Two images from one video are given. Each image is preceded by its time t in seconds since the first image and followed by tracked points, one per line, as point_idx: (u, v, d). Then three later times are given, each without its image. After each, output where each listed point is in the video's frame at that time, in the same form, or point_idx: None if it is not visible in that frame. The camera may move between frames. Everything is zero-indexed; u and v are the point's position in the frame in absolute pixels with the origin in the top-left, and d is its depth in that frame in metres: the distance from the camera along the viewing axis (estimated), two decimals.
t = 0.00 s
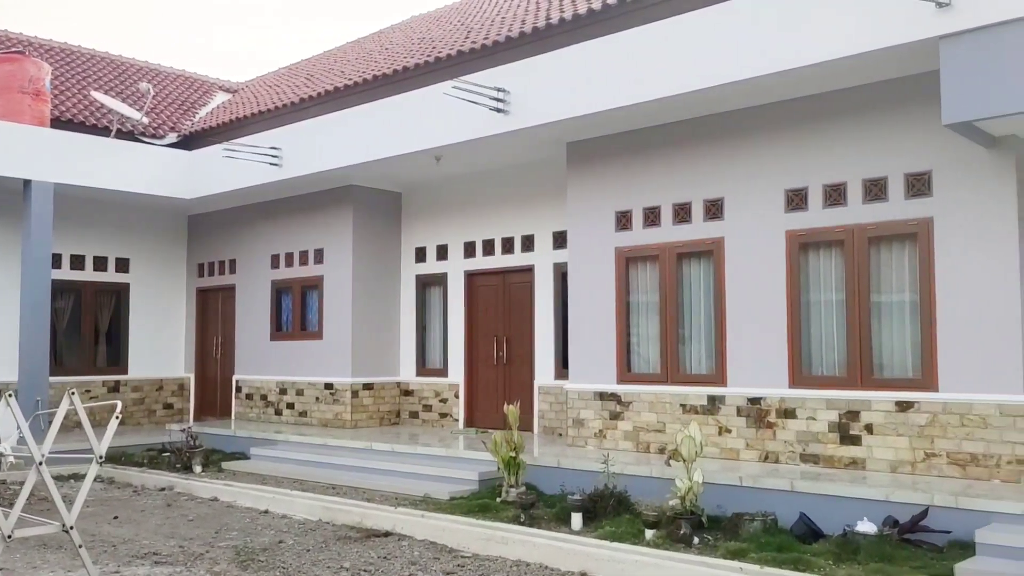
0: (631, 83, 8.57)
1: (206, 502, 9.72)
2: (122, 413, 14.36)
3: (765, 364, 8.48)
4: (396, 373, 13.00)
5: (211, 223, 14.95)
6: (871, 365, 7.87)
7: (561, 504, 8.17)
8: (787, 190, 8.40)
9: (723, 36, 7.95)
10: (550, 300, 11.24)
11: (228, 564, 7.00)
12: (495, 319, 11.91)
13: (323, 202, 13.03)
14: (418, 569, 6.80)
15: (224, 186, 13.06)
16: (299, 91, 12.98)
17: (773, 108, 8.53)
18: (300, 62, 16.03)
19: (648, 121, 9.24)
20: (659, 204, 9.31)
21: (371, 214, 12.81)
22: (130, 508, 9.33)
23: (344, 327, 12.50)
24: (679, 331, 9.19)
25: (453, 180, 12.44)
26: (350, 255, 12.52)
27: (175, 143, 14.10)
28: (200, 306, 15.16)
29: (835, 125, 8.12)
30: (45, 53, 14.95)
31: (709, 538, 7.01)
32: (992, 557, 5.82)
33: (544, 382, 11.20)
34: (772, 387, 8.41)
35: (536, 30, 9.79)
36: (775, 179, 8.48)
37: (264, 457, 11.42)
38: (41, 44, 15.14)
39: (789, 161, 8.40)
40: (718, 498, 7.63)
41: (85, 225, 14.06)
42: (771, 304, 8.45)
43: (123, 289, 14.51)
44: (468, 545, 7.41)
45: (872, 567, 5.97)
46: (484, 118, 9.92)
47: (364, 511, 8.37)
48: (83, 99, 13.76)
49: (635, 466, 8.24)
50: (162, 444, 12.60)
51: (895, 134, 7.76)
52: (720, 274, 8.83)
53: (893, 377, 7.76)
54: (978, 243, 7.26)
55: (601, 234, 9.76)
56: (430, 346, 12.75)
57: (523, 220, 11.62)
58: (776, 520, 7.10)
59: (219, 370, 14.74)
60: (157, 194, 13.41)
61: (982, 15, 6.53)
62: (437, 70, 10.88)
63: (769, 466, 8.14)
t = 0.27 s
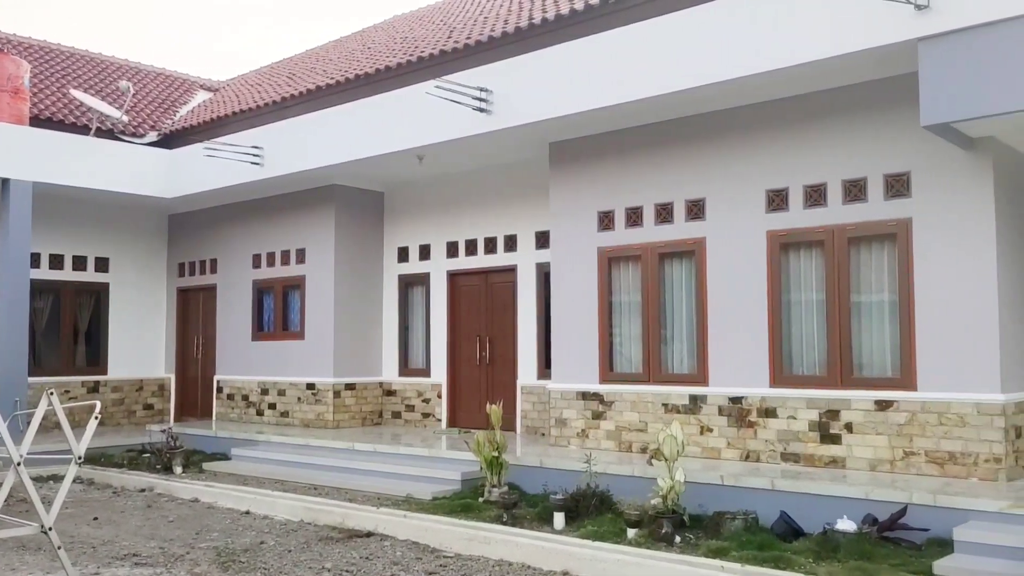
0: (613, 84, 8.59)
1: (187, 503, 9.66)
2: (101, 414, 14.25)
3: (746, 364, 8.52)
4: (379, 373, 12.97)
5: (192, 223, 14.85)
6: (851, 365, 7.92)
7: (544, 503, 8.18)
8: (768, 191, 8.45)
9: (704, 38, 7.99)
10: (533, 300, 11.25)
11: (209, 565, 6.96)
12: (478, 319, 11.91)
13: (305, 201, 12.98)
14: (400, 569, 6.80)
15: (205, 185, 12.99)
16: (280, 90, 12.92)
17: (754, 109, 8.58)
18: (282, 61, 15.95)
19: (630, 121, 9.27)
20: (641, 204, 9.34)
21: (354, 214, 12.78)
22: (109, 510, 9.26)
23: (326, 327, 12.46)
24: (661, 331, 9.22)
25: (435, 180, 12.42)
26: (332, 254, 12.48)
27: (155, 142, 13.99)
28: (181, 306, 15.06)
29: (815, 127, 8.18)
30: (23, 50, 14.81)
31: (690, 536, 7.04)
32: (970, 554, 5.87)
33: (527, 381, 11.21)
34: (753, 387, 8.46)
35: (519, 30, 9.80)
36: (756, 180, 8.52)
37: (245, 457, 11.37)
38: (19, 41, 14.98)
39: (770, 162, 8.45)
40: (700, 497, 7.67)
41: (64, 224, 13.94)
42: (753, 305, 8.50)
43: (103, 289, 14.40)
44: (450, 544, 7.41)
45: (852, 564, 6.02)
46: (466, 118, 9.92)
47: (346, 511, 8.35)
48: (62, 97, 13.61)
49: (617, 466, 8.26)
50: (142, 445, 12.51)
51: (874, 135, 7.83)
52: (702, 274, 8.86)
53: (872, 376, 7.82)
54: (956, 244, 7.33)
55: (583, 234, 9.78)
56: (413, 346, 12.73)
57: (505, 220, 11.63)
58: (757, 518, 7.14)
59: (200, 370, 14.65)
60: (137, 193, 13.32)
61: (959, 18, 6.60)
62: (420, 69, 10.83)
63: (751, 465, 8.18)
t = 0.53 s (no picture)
0: (600, 85, 8.60)
1: (172, 504, 9.62)
2: (85, 415, 14.16)
3: (732, 364, 8.55)
4: (365, 374, 12.95)
5: (177, 223, 14.78)
6: (836, 365, 7.97)
7: (530, 503, 8.18)
8: (753, 192, 8.48)
9: (690, 39, 8.02)
10: (519, 300, 11.26)
11: (194, 567, 6.93)
12: (465, 319, 11.91)
13: (291, 201, 12.94)
14: (386, 570, 6.79)
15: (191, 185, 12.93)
16: (266, 90, 12.86)
17: (739, 110, 8.61)
18: (268, 60, 15.89)
19: (616, 122, 9.28)
20: (627, 204, 9.36)
21: (340, 214, 12.75)
22: (93, 511, 9.20)
23: (312, 328, 12.43)
24: (647, 331, 9.24)
25: (422, 180, 12.41)
26: (318, 254, 12.45)
27: (140, 141, 13.90)
28: (166, 307, 14.98)
29: (800, 128, 8.22)
30: (6, 49, 14.68)
31: (676, 536, 7.06)
32: (952, 552, 5.92)
33: (513, 382, 11.21)
34: (739, 387, 8.49)
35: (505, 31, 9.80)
36: (742, 180, 8.56)
37: (231, 458, 11.33)
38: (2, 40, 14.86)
39: (755, 162, 8.49)
40: (685, 497, 7.69)
41: (47, 224, 13.84)
42: (738, 305, 8.53)
43: (87, 290, 14.32)
44: (436, 545, 7.41)
45: (836, 563, 6.05)
46: (453, 118, 9.92)
47: (332, 512, 8.34)
48: (46, 96, 13.47)
49: (603, 466, 8.28)
50: (127, 446, 12.44)
51: (858, 137, 7.88)
52: (688, 275, 8.89)
53: (857, 376, 7.86)
54: (939, 245, 7.39)
55: (569, 235, 9.80)
56: (399, 346, 12.71)
57: (492, 220, 11.62)
58: (743, 518, 7.16)
59: (185, 370, 14.58)
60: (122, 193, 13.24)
61: (942, 20, 6.64)
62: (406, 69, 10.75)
63: (736, 465, 8.22)
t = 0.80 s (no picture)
0: (582, 85, 8.62)
1: (152, 505, 9.55)
2: (64, 416, 14.05)
3: (713, 363, 8.60)
4: (347, 374, 12.91)
5: (157, 222, 14.68)
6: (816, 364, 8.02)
7: (512, 503, 8.18)
8: (734, 193, 8.52)
9: (672, 39, 8.05)
10: (502, 300, 11.25)
11: (174, 568, 6.89)
12: (447, 318, 11.89)
13: (272, 201, 12.88)
14: (367, 571, 6.78)
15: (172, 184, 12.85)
16: (247, 88, 12.78)
17: (720, 111, 8.65)
18: (249, 59, 15.80)
19: (599, 122, 9.30)
20: (609, 204, 9.38)
21: (322, 213, 12.70)
22: (72, 513, 9.12)
23: (294, 328, 12.38)
24: (630, 331, 9.26)
25: (404, 180, 12.38)
26: (300, 254, 12.40)
27: (119, 139, 13.71)
28: (146, 307, 14.88)
29: (781, 129, 8.27)
30: None
31: (657, 535, 7.08)
32: (929, 550, 5.98)
33: (496, 382, 11.22)
34: (720, 386, 8.53)
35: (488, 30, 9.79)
36: (723, 181, 8.60)
37: (211, 459, 11.27)
38: None
39: (736, 163, 8.53)
40: (667, 496, 7.73)
41: (25, 223, 13.71)
42: (720, 305, 8.57)
43: (66, 290, 14.20)
44: (418, 545, 7.40)
45: (815, 561, 6.09)
46: (435, 117, 9.90)
47: (314, 512, 8.32)
48: (24, 95, 13.22)
49: (585, 465, 8.30)
50: (106, 447, 12.34)
51: (838, 138, 7.93)
52: (670, 275, 8.92)
53: (837, 376, 7.92)
54: (917, 245, 7.46)
55: (552, 235, 9.81)
56: (382, 346, 12.68)
57: (474, 220, 11.62)
58: (723, 517, 7.20)
59: (165, 371, 14.49)
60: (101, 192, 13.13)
61: (920, 22, 6.70)
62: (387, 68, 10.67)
63: (717, 464, 8.26)
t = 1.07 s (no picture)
0: (565, 86, 8.64)
1: (132, 508, 9.49)
2: (43, 417, 13.93)
3: (695, 364, 8.63)
4: (329, 375, 12.87)
5: (138, 223, 14.58)
6: (797, 365, 8.07)
7: (495, 504, 8.18)
8: (716, 194, 8.56)
9: (654, 41, 8.08)
10: (485, 301, 11.26)
11: (154, 570, 6.85)
12: (430, 319, 11.88)
13: (255, 201, 12.83)
14: (349, 572, 6.76)
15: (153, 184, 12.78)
16: (229, 88, 12.72)
17: (703, 113, 8.69)
18: (231, 59, 15.72)
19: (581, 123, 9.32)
20: (592, 206, 9.40)
21: (304, 214, 12.66)
22: (51, 516, 9.05)
23: (276, 328, 12.33)
24: (612, 332, 9.28)
25: (387, 180, 12.36)
26: (282, 255, 12.35)
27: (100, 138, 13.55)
28: (126, 307, 14.77)
29: (762, 131, 8.31)
30: None
31: (639, 535, 7.10)
32: (908, 549, 6.03)
33: (479, 382, 11.22)
34: (702, 387, 8.57)
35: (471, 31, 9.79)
36: (705, 182, 8.64)
37: (192, 460, 11.20)
38: None
39: (718, 164, 8.57)
40: (649, 496, 7.75)
41: (4, 223, 13.58)
42: (702, 305, 8.61)
43: (46, 290, 14.09)
44: (401, 546, 7.39)
45: (796, 561, 6.12)
46: (418, 118, 9.89)
47: (296, 514, 8.29)
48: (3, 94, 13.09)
49: (568, 466, 8.31)
50: (85, 449, 12.24)
51: (818, 140, 7.99)
52: (652, 276, 8.95)
53: (817, 376, 7.97)
54: (896, 246, 7.52)
55: (534, 236, 9.82)
56: (364, 347, 12.65)
57: (458, 221, 11.61)
58: (705, 517, 7.23)
59: (146, 372, 14.39)
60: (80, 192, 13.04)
61: (900, 25, 6.76)
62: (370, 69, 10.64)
63: (699, 464, 8.29)
